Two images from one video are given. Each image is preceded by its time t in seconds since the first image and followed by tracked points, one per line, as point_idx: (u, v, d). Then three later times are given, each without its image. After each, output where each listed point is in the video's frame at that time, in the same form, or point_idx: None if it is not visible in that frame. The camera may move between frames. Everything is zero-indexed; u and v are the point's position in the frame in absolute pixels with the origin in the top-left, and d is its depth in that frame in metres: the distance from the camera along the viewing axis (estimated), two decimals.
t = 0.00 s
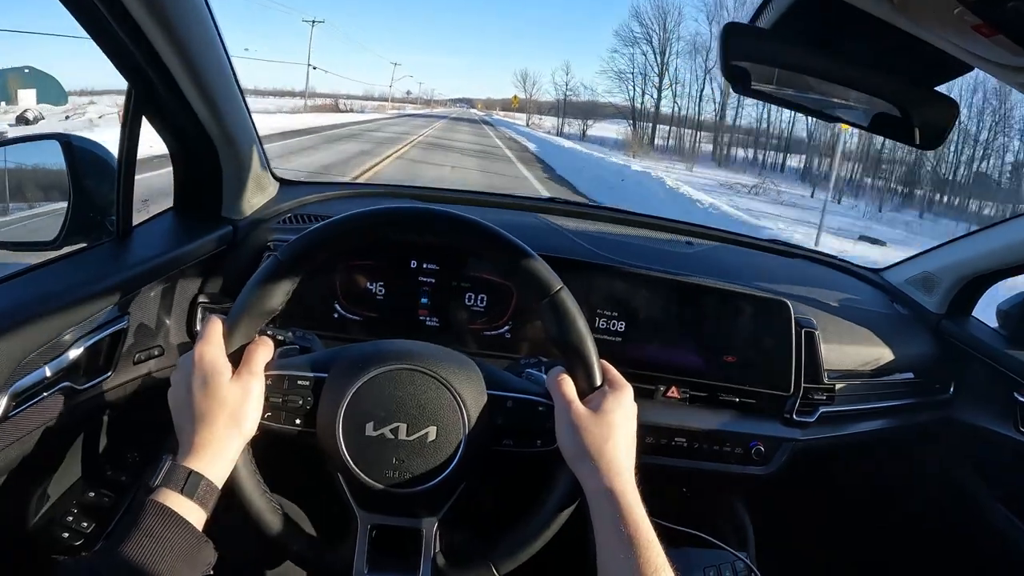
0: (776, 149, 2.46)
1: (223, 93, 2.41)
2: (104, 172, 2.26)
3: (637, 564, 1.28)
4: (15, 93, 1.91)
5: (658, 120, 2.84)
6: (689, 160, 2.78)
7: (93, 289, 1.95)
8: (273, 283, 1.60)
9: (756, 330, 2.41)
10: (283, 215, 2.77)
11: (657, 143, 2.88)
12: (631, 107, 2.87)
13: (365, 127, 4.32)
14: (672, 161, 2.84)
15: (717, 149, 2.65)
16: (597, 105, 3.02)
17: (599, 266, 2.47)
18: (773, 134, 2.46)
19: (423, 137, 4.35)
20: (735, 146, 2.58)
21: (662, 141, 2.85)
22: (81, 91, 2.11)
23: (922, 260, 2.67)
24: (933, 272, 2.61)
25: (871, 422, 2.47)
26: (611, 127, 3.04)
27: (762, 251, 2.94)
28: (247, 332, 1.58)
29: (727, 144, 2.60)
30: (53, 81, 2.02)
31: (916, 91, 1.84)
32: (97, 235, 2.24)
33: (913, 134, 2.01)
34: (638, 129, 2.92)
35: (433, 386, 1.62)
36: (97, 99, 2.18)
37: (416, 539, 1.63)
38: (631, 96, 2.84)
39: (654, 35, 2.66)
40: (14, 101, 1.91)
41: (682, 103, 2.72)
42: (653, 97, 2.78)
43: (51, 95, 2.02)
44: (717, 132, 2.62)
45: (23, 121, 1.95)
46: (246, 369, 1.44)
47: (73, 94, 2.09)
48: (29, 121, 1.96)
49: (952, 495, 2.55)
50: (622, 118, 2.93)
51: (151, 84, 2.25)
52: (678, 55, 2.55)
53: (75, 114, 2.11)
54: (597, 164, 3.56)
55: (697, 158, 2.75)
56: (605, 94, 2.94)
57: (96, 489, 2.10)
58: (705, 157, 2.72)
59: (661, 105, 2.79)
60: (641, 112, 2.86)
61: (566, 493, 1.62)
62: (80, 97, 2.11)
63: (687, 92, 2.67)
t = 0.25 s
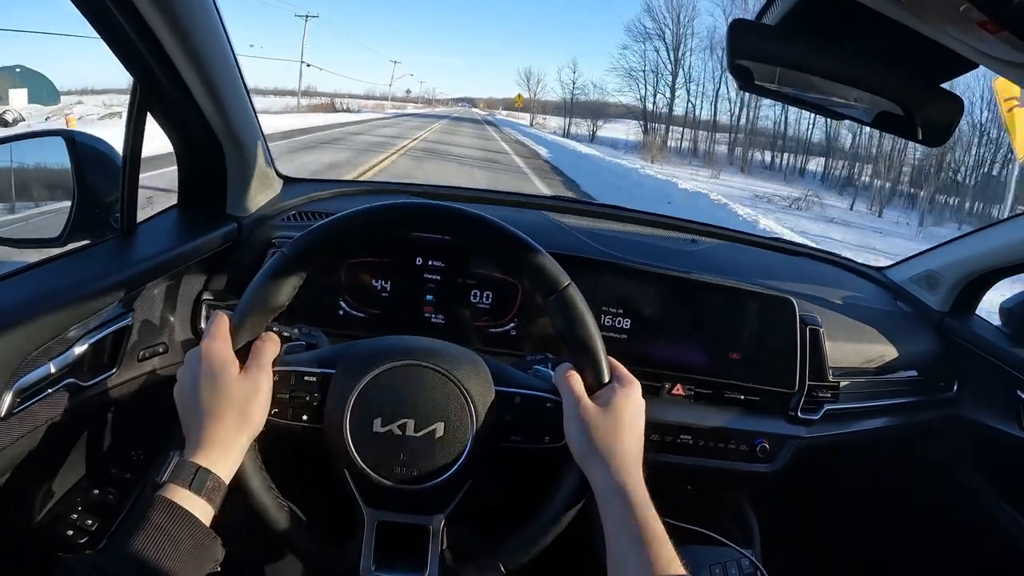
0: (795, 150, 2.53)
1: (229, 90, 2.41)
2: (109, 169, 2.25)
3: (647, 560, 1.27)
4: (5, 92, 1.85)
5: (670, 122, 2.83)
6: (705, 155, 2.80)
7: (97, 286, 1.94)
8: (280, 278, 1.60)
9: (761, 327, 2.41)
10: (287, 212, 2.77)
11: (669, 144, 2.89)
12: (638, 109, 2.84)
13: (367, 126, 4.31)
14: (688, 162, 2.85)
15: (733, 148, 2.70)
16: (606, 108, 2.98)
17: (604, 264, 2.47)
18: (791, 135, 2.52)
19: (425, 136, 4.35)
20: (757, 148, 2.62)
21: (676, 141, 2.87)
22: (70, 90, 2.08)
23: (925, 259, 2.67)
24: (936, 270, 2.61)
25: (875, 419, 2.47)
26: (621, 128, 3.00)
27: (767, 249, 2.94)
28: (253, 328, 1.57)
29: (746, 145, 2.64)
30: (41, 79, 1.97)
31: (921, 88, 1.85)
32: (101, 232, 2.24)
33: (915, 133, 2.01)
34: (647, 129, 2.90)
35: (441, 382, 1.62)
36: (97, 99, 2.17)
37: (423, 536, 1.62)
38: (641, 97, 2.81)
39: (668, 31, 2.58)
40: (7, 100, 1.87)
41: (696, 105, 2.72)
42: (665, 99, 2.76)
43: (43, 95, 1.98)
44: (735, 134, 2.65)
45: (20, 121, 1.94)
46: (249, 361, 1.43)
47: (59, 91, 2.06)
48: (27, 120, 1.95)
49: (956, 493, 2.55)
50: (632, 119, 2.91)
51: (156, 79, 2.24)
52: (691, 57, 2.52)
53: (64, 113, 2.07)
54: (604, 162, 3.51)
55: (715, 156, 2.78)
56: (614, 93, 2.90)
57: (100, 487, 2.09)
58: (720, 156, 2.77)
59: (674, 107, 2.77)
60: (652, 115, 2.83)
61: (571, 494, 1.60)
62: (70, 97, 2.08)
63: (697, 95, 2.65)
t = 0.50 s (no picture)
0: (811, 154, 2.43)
1: (236, 83, 2.40)
2: (113, 165, 2.24)
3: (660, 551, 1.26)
4: None
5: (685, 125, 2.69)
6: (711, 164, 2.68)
7: (102, 279, 1.93)
8: (287, 270, 1.57)
9: (768, 323, 2.41)
10: (291, 207, 2.75)
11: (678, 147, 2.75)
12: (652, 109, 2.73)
13: (369, 124, 4.29)
14: (700, 168, 2.72)
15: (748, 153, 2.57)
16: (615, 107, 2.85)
17: (612, 260, 2.47)
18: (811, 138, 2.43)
19: (428, 133, 4.33)
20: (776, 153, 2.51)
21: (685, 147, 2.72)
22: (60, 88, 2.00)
23: (930, 256, 2.67)
24: (941, 268, 2.61)
25: (880, 417, 2.47)
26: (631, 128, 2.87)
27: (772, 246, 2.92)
28: (259, 322, 1.56)
29: (761, 148, 2.54)
30: (32, 77, 1.90)
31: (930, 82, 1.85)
32: (105, 225, 2.22)
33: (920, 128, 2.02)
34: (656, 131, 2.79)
35: (452, 376, 1.60)
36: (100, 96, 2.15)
37: (434, 534, 1.60)
38: (655, 96, 2.69)
39: (685, 26, 2.53)
40: None
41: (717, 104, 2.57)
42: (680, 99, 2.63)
43: (32, 95, 1.92)
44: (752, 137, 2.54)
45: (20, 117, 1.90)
46: (259, 356, 1.41)
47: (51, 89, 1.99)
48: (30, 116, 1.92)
49: (960, 491, 2.56)
50: (644, 119, 2.79)
51: (161, 70, 2.22)
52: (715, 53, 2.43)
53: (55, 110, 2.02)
54: (591, 159, 3.39)
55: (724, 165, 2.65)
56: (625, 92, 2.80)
57: (103, 483, 2.06)
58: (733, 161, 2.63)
59: (690, 107, 2.64)
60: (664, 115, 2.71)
61: (583, 487, 1.60)
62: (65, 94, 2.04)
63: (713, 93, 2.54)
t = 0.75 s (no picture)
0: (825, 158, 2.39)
1: (242, 84, 2.41)
2: (117, 163, 2.23)
3: (665, 549, 1.27)
4: None
5: (697, 127, 2.63)
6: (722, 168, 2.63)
7: (106, 280, 1.93)
8: (294, 271, 1.58)
9: (771, 324, 2.42)
10: (295, 207, 2.75)
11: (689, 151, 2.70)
12: (662, 111, 2.68)
13: (370, 125, 4.29)
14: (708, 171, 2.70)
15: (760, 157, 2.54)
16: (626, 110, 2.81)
17: (615, 260, 2.48)
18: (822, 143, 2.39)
19: (428, 134, 4.34)
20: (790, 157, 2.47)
21: (698, 151, 2.67)
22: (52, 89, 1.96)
23: (932, 257, 2.68)
24: (942, 269, 2.63)
25: (882, 417, 2.48)
26: (642, 131, 2.82)
27: (775, 248, 2.93)
28: (266, 322, 1.56)
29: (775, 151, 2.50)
30: (20, 78, 1.85)
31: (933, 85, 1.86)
32: (109, 225, 2.22)
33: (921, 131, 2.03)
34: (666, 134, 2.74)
35: (458, 376, 1.61)
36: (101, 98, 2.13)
37: (440, 534, 1.61)
38: (666, 98, 2.65)
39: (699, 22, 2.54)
40: None
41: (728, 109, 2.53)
42: (694, 100, 2.59)
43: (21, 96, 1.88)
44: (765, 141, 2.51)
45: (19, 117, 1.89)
46: (269, 360, 1.43)
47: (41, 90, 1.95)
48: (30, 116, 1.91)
49: (961, 491, 2.57)
50: (654, 122, 2.74)
51: (167, 71, 2.22)
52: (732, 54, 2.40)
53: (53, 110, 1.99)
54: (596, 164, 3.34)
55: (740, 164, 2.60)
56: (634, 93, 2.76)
57: (108, 482, 2.07)
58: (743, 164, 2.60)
59: (703, 109, 2.59)
60: (675, 118, 2.67)
61: (588, 488, 1.60)
62: (65, 95, 2.01)
63: (727, 94, 2.50)
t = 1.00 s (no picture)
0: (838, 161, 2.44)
1: (244, 85, 2.42)
2: (118, 162, 2.23)
3: (665, 549, 1.28)
4: None
5: (712, 131, 2.68)
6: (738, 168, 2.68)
7: (109, 280, 1.94)
8: (296, 272, 1.59)
9: (770, 325, 2.43)
10: (296, 208, 2.76)
11: (704, 154, 2.75)
12: (677, 114, 2.73)
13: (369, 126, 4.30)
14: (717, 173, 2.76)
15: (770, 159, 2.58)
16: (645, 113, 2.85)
17: (615, 261, 2.49)
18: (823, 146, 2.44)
19: (429, 135, 4.35)
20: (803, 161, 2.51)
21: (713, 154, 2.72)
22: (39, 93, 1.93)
23: (930, 258, 2.70)
24: (940, 271, 2.64)
25: (880, 418, 2.49)
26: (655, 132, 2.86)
27: (773, 249, 2.95)
28: (268, 323, 1.57)
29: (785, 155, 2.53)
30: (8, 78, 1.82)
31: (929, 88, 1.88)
32: (110, 226, 2.23)
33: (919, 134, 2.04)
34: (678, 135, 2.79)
35: (460, 377, 1.62)
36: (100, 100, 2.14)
37: (440, 534, 1.62)
38: (680, 99, 2.69)
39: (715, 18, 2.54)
40: None
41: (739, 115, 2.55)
42: (707, 104, 2.63)
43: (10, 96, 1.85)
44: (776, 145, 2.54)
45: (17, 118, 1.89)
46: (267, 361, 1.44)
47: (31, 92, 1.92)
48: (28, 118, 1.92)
49: (960, 492, 2.58)
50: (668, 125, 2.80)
51: (171, 72, 2.23)
52: (734, 66, 2.40)
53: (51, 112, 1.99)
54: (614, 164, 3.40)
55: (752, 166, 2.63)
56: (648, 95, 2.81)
57: (109, 482, 2.07)
58: (755, 168, 2.63)
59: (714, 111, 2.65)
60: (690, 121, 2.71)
61: (587, 488, 1.61)
62: (60, 96, 2.01)
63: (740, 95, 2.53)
